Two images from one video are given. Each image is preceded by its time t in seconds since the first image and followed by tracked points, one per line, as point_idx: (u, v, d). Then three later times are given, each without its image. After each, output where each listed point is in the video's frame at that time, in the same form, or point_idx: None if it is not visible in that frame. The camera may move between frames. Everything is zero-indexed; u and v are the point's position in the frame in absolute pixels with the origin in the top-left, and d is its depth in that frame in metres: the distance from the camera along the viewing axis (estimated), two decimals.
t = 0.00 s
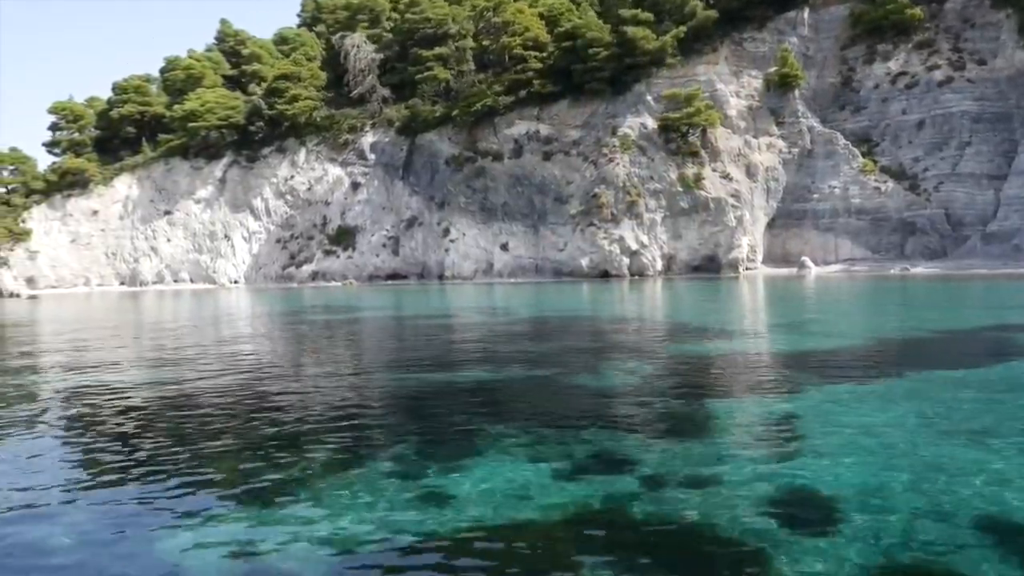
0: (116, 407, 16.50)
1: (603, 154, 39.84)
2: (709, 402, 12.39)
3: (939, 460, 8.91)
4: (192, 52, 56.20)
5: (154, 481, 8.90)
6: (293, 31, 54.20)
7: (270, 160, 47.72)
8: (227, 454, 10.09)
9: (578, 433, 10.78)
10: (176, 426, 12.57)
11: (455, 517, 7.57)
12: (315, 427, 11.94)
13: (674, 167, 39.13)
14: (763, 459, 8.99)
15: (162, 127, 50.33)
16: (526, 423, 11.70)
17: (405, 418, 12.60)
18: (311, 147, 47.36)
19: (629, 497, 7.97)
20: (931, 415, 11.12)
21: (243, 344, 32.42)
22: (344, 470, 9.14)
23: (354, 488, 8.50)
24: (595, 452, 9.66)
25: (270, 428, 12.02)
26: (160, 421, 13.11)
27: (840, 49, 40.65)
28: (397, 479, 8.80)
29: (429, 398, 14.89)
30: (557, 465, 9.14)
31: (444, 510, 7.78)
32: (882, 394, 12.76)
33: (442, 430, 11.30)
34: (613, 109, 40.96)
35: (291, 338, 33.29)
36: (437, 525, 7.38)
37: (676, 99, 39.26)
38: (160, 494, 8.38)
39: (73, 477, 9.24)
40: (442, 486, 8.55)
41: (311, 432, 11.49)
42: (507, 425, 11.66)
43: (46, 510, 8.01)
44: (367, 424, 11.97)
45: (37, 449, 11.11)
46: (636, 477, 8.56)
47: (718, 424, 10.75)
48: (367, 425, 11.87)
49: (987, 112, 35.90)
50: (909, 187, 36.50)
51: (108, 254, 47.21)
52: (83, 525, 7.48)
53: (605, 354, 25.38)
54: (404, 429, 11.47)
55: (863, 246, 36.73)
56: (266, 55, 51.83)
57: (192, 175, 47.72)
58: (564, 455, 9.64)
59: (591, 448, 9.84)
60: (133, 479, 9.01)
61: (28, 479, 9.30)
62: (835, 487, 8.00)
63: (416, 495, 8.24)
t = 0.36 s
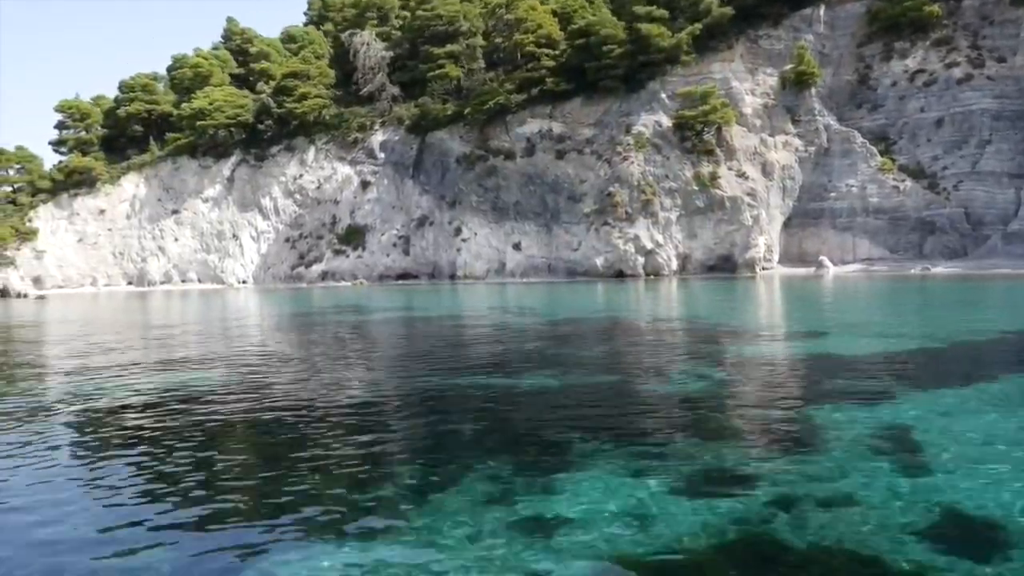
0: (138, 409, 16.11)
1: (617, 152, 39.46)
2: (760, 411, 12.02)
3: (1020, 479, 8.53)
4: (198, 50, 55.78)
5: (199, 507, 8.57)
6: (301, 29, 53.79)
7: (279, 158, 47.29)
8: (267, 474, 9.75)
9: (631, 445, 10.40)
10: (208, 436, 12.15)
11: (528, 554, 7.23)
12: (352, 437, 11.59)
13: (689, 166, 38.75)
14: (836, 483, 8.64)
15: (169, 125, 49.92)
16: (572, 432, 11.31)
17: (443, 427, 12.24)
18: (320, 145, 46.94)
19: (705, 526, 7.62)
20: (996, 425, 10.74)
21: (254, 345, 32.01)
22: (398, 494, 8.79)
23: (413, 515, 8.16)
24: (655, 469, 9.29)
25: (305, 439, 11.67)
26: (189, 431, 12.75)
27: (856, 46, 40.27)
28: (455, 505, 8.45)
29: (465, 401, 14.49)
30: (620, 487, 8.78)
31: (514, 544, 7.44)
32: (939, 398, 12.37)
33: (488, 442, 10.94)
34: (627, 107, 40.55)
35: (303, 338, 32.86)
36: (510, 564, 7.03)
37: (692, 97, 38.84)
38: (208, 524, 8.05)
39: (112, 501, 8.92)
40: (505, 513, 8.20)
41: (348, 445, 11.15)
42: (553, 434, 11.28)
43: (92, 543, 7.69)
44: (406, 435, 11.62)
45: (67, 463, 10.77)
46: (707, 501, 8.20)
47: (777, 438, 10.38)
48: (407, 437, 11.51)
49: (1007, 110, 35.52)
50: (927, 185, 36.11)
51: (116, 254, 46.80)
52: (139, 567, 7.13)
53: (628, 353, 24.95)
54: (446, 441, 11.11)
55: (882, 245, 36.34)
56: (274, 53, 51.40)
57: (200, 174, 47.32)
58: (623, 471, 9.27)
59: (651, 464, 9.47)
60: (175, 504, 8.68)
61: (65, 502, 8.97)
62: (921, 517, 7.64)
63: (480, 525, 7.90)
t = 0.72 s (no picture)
0: (161, 409, 15.73)
1: (632, 150, 39.08)
2: (818, 417, 11.62)
3: None
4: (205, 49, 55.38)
5: (247, 516, 8.18)
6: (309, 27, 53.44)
7: (288, 157, 46.85)
8: (315, 479, 9.38)
9: (692, 451, 10.00)
10: (243, 440, 11.72)
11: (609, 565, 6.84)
12: (396, 442, 11.20)
13: (705, 164, 38.37)
14: (921, 495, 8.24)
15: (176, 124, 49.55)
16: (626, 437, 10.91)
17: (488, 432, 11.83)
18: (330, 144, 46.52)
19: (794, 539, 7.24)
20: None
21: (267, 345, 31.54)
22: (457, 502, 8.41)
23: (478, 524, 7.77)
24: (724, 476, 8.90)
25: (346, 442, 11.29)
26: (222, 433, 12.36)
27: (873, 43, 39.89)
28: (521, 512, 8.06)
29: (503, 404, 14.08)
30: (691, 493, 8.40)
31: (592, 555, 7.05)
32: (1001, 404, 11.94)
33: (539, 449, 10.54)
34: (641, 105, 40.16)
35: (315, 339, 32.37)
36: None
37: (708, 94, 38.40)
38: (257, 533, 7.66)
39: (146, 508, 8.53)
40: (576, 520, 7.80)
41: (394, 450, 10.73)
42: (606, 438, 10.86)
43: (138, 553, 7.30)
44: (451, 440, 11.23)
45: (97, 466, 10.38)
46: (788, 511, 7.82)
47: (843, 445, 10.01)
48: (452, 442, 11.12)
49: None
50: (947, 184, 35.73)
51: (123, 253, 46.35)
52: None
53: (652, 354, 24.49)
54: (496, 447, 10.72)
55: (901, 244, 35.93)
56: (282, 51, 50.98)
57: (208, 172, 46.92)
58: (691, 478, 8.88)
59: (719, 470, 9.08)
60: (219, 512, 8.29)
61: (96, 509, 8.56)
62: (1019, 529, 7.25)
63: (550, 533, 7.51)
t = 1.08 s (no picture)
0: (186, 409, 15.33)
1: (647, 147, 38.68)
2: (875, 417, 11.18)
3: None
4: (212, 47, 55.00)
5: (285, 514, 7.71)
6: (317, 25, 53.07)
7: (297, 155, 46.40)
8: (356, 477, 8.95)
9: (752, 448, 9.57)
10: (276, 441, 11.28)
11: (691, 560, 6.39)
12: (438, 441, 10.78)
13: (721, 162, 37.94)
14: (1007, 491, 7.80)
15: (184, 122, 49.14)
16: (679, 435, 10.48)
17: (531, 430, 11.40)
18: (339, 142, 46.11)
19: (884, 536, 6.80)
20: None
21: (280, 345, 31.08)
22: (515, 498, 7.97)
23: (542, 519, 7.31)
24: (793, 471, 8.46)
25: (385, 442, 10.86)
26: (252, 433, 11.94)
27: (889, 40, 39.49)
28: (586, 507, 7.62)
29: (540, 403, 13.67)
30: (763, 488, 7.95)
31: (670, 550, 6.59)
32: None
33: (590, 446, 10.10)
34: (655, 102, 39.75)
35: (327, 339, 31.90)
36: (678, 573, 6.17)
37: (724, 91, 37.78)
38: (296, 531, 7.20)
39: (166, 508, 8.04)
40: (647, 515, 7.35)
41: (435, 450, 10.29)
42: (656, 437, 10.45)
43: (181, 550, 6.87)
44: (494, 439, 10.80)
45: (128, 468, 9.92)
46: (870, 507, 7.38)
47: (911, 445, 9.57)
48: (497, 441, 10.70)
49: None
50: (967, 182, 35.30)
51: (131, 252, 45.94)
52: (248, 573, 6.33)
53: (676, 352, 24.11)
54: (543, 445, 10.29)
55: (920, 243, 35.48)
56: (290, 48, 50.60)
57: (216, 171, 46.49)
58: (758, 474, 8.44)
59: (786, 465, 8.65)
60: (246, 512, 7.81)
61: (112, 510, 8.06)
62: None
63: (618, 525, 7.09)
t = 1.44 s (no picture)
0: (210, 408, 14.94)
1: (662, 145, 38.31)
2: (938, 416, 10.80)
3: None
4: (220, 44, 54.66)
5: (333, 522, 7.28)
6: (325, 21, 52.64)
7: (306, 153, 45.95)
8: (405, 481, 8.55)
9: (820, 447, 9.20)
10: (318, 440, 10.93)
11: (791, 560, 6.01)
12: (487, 440, 10.42)
13: (737, 160, 37.57)
14: None
15: (191, 119, 48.79)
16: (738, 432, 10.11)
17: (581, 427, 11.07)
18: (349, 140, 45.63)
19: (985, 535, 6.44)
20: None
21: (293, 343, 30.73)
22: (582, 501, 7.61)
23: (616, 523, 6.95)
24: (870, 470, 8.09)
25: (430, 442, 10.48)
26: (286, 434, 11.54)
27: (906, 37, 39.14)
28: (662, 507, 7.25)
29: (583, 401, 13.34)
30: (846, 486, 7.57)
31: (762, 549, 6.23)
32: None
33: (647, 445, 9.70)
34: (670, 99, 39.24)
35: (340, 337, 31.59)
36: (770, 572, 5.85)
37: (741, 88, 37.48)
38: (339, 543, 6.72)
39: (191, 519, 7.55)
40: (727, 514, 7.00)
41: (486, 448, 9.96)
42: (714, 434, 10.10)
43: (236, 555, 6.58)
44: (546, 437, 10.44)
45: (169, 469, 9.60)
46: (963, 506, 7.01)
47: (986, 444, 9.19)
48: (548, 438, 10.37)
49: None
50: (986, 180, 34.92)
51: (140, 250, 45.71)
52: None
53: (701, 350, 23.78)
54: (597, 444, 9.90)
55: (939, 241, 35.16)
56: (299, 45, 50.19)
57: (225, 169, 46.11)
58: (835, 473, 8.07)
59: (860, 464, 8.31)
60: (281, 522, 7.30)
61: (131, 523, 7.55)
62: None
63: (696, 525, 6.77)
